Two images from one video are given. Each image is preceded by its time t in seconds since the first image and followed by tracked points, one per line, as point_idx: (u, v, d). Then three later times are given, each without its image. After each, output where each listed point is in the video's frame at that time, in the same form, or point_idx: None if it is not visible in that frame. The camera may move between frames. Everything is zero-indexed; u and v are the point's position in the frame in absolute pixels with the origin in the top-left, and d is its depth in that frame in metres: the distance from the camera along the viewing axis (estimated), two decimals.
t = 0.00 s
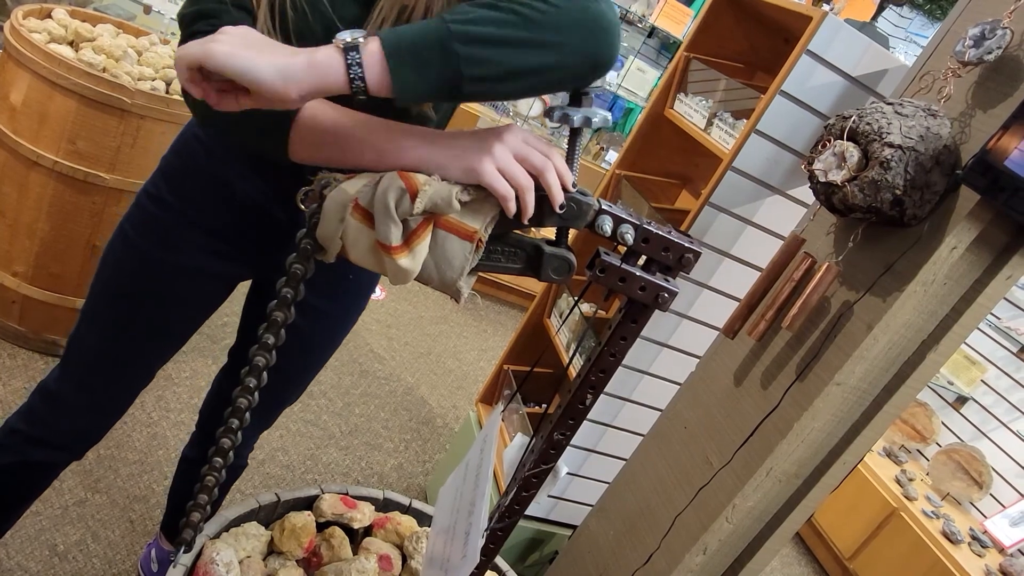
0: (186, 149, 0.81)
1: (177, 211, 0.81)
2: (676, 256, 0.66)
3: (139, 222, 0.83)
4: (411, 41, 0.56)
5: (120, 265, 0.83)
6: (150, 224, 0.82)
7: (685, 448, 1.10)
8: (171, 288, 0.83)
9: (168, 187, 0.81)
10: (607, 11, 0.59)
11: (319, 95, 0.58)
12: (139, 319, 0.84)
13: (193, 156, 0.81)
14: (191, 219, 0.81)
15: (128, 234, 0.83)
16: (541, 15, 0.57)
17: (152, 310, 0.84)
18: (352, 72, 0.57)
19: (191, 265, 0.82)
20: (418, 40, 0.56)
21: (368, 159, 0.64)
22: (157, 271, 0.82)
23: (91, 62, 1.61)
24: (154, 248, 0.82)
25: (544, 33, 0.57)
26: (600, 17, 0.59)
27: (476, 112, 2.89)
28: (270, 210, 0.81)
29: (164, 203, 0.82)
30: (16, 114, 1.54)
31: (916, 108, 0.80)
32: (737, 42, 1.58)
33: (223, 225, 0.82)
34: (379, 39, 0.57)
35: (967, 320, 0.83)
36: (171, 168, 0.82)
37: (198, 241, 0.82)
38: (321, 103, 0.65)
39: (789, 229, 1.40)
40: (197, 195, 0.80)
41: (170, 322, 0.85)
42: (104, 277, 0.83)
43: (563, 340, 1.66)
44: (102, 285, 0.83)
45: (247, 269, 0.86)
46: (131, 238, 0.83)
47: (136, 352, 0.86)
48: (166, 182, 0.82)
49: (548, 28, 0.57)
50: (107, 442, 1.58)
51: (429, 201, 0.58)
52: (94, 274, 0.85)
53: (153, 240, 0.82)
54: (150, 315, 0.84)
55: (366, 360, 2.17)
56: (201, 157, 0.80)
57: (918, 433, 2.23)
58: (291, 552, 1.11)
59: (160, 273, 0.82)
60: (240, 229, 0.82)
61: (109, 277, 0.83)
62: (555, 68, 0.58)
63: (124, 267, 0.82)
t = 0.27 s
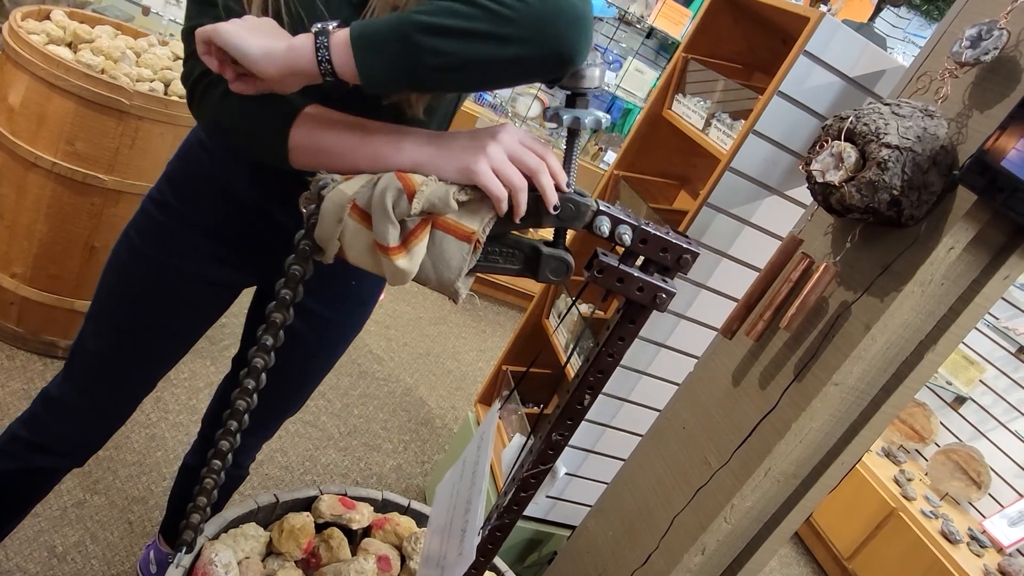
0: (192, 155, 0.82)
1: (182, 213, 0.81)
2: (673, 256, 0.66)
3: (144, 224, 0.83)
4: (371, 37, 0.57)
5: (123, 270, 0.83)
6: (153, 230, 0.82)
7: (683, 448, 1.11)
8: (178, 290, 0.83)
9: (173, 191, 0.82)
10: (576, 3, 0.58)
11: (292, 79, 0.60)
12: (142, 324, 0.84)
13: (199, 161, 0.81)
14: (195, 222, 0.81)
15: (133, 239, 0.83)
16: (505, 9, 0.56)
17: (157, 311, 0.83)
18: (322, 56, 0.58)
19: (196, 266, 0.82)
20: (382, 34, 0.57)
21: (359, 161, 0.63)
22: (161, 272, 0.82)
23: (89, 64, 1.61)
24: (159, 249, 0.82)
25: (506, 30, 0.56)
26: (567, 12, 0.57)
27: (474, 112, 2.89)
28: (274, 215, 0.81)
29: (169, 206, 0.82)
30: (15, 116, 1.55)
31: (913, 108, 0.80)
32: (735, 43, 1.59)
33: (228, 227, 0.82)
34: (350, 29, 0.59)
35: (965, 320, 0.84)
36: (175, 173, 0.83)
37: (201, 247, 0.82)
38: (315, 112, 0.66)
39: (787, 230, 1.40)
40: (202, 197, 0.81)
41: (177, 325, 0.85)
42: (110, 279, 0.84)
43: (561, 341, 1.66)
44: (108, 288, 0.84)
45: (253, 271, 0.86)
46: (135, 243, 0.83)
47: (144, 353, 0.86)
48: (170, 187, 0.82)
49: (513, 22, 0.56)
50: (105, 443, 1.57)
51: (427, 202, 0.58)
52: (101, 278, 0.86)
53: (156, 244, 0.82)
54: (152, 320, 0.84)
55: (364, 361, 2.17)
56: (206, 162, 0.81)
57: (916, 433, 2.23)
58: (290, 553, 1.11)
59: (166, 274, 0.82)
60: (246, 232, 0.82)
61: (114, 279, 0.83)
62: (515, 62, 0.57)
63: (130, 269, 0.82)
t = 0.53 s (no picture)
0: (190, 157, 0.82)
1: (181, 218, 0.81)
2: (673, 257, 0.66)
3: (145, 232, 0.83)
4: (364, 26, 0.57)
5: (125, 271, 0.83)
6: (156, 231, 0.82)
7: (682, 449, 1.11)
8: (180, 295, 0.83)
9: (172, 196, 0.82)
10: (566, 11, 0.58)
11: (290, 70, 0.61)
12: (141, 325, 0.83)
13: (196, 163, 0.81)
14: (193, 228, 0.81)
15: (135, 245, 0.83)
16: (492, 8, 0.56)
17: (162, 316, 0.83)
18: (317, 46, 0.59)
19: (199, 271, 0.82)
20: (375, 29, 0.57)
21: (358, 164, 0.62)
22: (164, 278, 0.82)
23: (88, 65, 1.61)
24: (161, 256, 0.82)
25: (496, 29, 0.56)
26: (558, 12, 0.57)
27: (473, 113, 2.89)
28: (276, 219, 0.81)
29: (169, 212, 0.82)
30: (14, 117, 1.55)
31: (912, 109, 0.81)
32: (734, 44, 1.59)
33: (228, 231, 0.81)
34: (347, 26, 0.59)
35: (964, 320, 0.84)
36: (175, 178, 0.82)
37: (201, 249, 0.82)
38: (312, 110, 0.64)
39: (787, 230, 1.40)
40: (200, 202, 0.80)
41: (181, 328, 0.85)
42: (113, 285, 0.84)
43: (561, 341, 1.66)
44: (111, 295, 0.84)
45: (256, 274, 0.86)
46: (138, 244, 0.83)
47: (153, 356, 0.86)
48: (174, 189, 0.82)
49: (500, 22, 0.56)
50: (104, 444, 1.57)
51: (427, 203, 0.58)
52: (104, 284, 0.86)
53: (159, 245, 0.82)
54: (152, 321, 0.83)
55: (363, 362, 2.17)
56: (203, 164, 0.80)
57: (916, 434, 2.23)
58: (289, 554, 1.11)
59: (168, 280, 0.82)
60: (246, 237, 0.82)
61: (117, 287, 0.83)
62: (509, 61, 0.57)
63: (132, 276, 0.82)
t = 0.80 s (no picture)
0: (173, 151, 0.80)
1: (168, 217, 0.81)
2: (672, 259, 0.66)
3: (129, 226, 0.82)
4: None
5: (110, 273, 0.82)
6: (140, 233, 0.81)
7: (682, 449, 1.11)
8: (167, 296, 0.83)
9: (156, 191, 0.81)
10: None
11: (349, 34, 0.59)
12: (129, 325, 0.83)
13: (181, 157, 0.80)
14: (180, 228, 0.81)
15: (118, 239, 0.82)
16: None
17: (146, 319, 0.84)
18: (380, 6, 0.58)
19: (186, 273, 0.82)
20: None
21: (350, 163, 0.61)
22: (152, 279, 0.82)
23: (88, 66, 1.61)
24: (148, 256, 0.81)
25: None
26: None
27: (473, 114, 2.90)
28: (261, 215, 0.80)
29: (154, 208, 0.81)
30: (13, 118, 1.55)
31: (911, 109, 0.81)
32: (734, 44, 1.59)
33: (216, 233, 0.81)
34: None
35: (964, 321, 0.84)
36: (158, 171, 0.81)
37: (186, 248, 0.81)
38: (300, 106, 0.61)
39: (786, 231, 1.40)
40: (188, 201, 0.80)
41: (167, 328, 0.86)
42: (96, 281, 0.83)
43: (560, 342, 1.66)
44: (94, 290, 0.83)
45: (246, 276, 0.86)
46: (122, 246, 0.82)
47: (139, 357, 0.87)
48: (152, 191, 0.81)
49: None
50: (105, 446, 1.58)
51: (426, 205, 0.58)
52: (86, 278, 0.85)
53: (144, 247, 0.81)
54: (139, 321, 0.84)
55: (363, 363, 2.17)
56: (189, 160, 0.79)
57: (916, 434, 2.23)
58: (289, 555, 1.11)
59: (155, 281, 0.82)
60: (235, 238, 0.82)
61: (101, 283, 0.83)
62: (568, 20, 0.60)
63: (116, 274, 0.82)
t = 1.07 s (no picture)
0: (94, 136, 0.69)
1: (105, 224, 0.71)
2: (673, 259, 0.66)
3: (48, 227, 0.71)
4: None
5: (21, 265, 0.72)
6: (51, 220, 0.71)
7: (683, 450, 1.11)
8: (117, 300, 0.78)
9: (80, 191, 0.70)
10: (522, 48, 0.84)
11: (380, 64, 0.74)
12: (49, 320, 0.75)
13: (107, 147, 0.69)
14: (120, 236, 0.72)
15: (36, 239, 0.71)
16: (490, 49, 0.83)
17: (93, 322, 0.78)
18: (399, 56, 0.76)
19: (135, 280, 0.76)
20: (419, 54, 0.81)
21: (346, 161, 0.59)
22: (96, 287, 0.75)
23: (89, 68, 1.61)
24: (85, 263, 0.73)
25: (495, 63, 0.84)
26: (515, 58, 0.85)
27: (473, 115, 2.90)
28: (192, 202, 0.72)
29: (84, 211, 0.70)
30: (13, 120, 1.55)
31: (911, 109, 0.81)
32: (734, 45, 1.59)
33: (162, 240, 0.74)
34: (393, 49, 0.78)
35: (964, 321, 0.84)
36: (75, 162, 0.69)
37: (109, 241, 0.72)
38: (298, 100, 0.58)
39: (787, 231, 1.40)
40: (126, 207, 0.71)
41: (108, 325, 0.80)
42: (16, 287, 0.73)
43: (561, 343, 1.66)
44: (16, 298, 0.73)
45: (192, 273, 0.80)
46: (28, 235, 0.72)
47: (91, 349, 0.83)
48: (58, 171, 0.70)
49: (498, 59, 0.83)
50: (105, 447, 1.58)
51: (427, 207, 0.58)
52: None
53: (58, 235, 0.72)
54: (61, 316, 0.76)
55: (364, 364, 2.17)
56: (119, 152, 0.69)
57: (916, 434, 2.23)
58: (289, 556, 1.11)
59: (99, 287, 0.75)
60: (188, 241, 0.75)
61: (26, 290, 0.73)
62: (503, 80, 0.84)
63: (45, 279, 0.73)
